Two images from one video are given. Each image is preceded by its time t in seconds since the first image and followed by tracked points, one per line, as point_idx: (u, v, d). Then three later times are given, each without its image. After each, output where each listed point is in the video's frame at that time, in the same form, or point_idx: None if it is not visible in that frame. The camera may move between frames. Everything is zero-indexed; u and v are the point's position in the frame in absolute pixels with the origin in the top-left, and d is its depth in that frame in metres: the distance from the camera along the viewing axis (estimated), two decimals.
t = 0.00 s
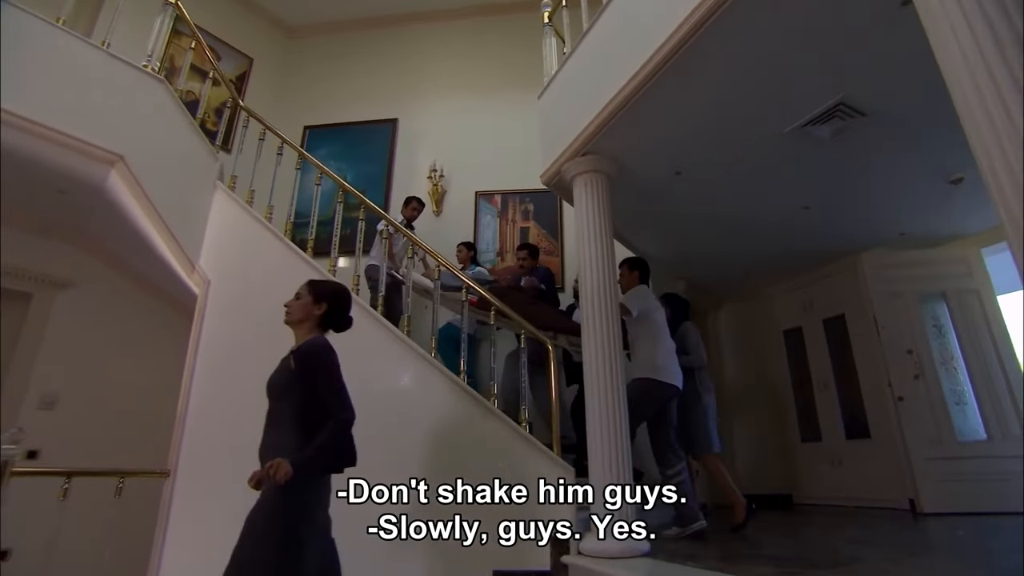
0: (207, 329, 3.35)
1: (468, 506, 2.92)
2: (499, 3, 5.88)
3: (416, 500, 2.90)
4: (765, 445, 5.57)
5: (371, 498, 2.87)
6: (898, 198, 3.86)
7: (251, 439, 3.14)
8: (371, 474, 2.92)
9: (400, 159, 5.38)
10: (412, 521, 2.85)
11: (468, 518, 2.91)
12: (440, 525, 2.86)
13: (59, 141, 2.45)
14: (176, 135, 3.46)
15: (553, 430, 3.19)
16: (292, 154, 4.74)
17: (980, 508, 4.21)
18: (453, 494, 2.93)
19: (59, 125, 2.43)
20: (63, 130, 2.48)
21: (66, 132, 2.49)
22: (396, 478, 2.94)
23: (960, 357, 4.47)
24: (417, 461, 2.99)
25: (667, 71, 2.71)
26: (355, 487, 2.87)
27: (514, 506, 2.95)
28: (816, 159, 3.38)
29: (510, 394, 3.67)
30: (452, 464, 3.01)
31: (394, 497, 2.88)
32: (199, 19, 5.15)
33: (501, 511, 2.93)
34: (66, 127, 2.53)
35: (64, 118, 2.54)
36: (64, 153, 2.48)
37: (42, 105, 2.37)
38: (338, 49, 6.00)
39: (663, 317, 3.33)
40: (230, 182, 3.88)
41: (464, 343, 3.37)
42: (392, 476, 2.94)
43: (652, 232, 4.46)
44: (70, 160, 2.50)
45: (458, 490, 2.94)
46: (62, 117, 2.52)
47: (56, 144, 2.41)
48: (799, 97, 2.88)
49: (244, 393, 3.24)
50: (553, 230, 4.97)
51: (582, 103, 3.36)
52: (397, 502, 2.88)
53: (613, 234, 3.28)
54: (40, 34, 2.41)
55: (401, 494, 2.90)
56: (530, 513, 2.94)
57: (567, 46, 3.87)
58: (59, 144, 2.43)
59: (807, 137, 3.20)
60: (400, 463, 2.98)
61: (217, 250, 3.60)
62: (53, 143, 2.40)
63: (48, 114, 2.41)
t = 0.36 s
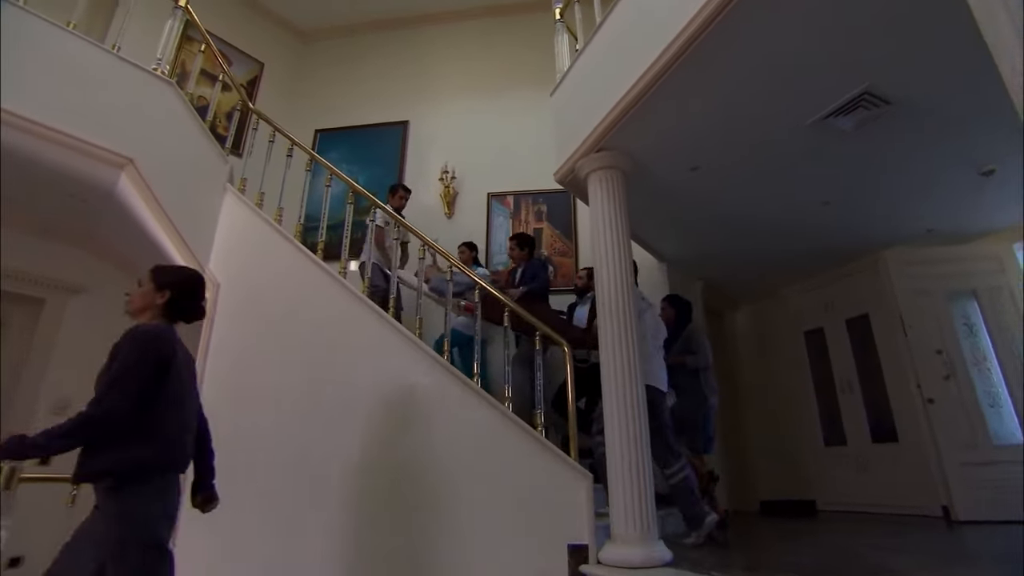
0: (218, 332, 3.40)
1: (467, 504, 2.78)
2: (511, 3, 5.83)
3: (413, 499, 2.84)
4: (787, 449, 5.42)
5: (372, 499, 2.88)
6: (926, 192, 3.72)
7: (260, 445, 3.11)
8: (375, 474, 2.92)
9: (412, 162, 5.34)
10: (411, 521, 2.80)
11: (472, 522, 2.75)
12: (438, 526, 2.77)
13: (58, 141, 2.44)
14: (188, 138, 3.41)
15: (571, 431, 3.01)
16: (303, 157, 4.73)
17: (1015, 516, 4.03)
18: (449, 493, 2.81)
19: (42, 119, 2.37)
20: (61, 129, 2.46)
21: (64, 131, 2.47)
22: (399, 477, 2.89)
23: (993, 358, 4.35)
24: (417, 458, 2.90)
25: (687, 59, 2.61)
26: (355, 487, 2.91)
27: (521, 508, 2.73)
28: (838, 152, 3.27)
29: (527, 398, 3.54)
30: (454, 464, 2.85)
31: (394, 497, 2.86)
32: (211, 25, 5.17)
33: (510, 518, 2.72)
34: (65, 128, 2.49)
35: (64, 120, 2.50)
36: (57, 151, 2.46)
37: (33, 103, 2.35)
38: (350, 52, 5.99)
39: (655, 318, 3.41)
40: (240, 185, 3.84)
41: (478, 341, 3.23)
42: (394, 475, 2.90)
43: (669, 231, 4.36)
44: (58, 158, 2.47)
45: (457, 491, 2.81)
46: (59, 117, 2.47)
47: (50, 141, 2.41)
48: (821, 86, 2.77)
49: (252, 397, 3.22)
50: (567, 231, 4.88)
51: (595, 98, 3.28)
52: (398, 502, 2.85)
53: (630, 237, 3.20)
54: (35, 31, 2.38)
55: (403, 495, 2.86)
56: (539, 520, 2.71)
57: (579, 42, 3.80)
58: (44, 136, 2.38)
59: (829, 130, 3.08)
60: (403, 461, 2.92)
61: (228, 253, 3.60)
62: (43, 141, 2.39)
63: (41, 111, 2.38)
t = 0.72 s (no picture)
0: (228, 337, 3.40)
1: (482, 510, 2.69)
2: (523, 3, 5.78)
3: (424, 501, 2.77)
4: (812, 453, 5.27)
5: (381, 501, 2.82)
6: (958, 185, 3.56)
7: (272, 450, 3.08)
8: (386, 476, 2.86)
9: (424, 164, 5.31)
10: (424, 525, 2.73)
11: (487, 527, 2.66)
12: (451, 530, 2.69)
13: (49, 135, 2.56)
14: (200, 141, 3.42)
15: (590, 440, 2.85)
16: (314, 159, 4.71)
17: None
18: (463, 497, 2.73)
19: (39, 117, 2.52)
20: (49, 122, 2.56)
21: (54, 125, 2.58)
22: (411, 480, 2.82)
23: None
24: (431, 461, 2.83)
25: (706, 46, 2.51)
26: (363, 489, 2.86)
27: (537, 514, 2.64)
28: (864, 142, 3.14)
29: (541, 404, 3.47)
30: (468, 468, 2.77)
31: (405, 500, 2.80)
32: (224, 32, 5.21)
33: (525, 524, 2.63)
34: (60, 125, 2.61)
35: (59, 116, 2.61)
36: (53, 147, 2.60)
37: (29, 100, 2.48)
38: (363, 56, 5.99)
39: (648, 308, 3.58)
40: (252, 188, 3.81)
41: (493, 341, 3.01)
42: (406, 477, 2.84)
43: (687, 229, 4.25)
44: (44, 151, 2.58)
45: (471, 496, 2.73)
46: (53, 112, 2.59)
47: (43, 137, 2.55)
48: (849, 72, 2.65)
49: (263, 403, 3.19)
50: (582, 231, 4.79)
51: (610, 92, 3.20)
52: (409, 503, 2.78)
53: (649, 236, 3.11)
54: (25, 27, 2.50)
55: (414, 496, 2.79)
56: (557, 527, 2.60)
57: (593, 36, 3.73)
58: (36, 133, 2.52)
59: (855, 119, 2.96)
60: (415, 464, 2.85)
61: (239, 256, 3.56)
62: (24, 132, 2.48)
63: (35, 108, 2.51)
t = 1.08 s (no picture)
0: (237, 340, 3.36)
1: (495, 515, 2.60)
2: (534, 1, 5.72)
3: (435, 506, 2.70)
4: (836, 456, 5.12)
5: (391, 506, 2.75)
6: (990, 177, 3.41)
7: (281, 456, 3.01)
8: (396, 480, 2.79)
9: (436, 165, 5.27)
10: (436, 532, 2.65)
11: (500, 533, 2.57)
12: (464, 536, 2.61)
13: (51, 136, 2.54)
14: (210, 144, 3.40)
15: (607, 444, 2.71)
16: (323, 160, 4.69)
17: None
18: (475, 502, 2.65)
19: (39, 116, 2.50)
20: (52, 122, 2.55)
21: (56, 125, 2.56)
22: (422, 484, 2.75)
23: None
24: (442, 465, 2.76)
25: (725, 32, 2.42)
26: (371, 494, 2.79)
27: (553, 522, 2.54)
28: (889, 132, 3.02)
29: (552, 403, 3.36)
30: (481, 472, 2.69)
31: (416, 504, 2.72)
32: (235, 36, 5.23)
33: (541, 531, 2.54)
34: (64, 125, 2.60)
35: (63, 116, 2.60)
36: (56, 148, 2.58)
37: (26, 99, 2.47)
38: (373, 58, 5.97)
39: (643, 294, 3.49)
40: (261, 189, 3.77)
41: (508, 342, 2.93)
42: (417, 481, 2.77)
43: (704, 227, 4.15)
44: (49, 151, 2.57)
45: (484, 501, 2.64)
46: (55, 112, 2.57)
47: (45, 137, 2.53)
48: (872, 58, 2.54)
49: (273, 407, 3.13)
50: (596, 230, 4.70)
51: (623, 85, 3.12)
52: (420, 508, 2.71)
53: (666, 233, 3.02)
54: (23, 26, 2.49)
55: (425, 501, 2.72)
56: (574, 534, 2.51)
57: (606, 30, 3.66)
58: (39, 133, 2.50)
59: (879, 108, 2.84)
60: (426, 467, 2.78)
61: (248, 258, 3.53)
62: (25, 132, 2.47)
63: (35, 106, 2.50)
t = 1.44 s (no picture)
0: (244, 343, 3.32)
1: (508, 519, 2.53)
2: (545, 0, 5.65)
3: (446, 511, 2.63)
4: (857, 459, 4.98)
5: (401, 509, 2.70)
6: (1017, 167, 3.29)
7: (290, 460, 2.97)
8: (406, 484, 2.74)
9: (445, 165, 5.22)
10: (446, 536, 2.59)
11: (512, 539, 2.50)
12: (476, 539, 2.54)
13: (53, 137, 2.51)
14: (217, 144, 3.37)
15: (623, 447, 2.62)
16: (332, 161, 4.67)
17: None
18: (486, 506, 2.58)
19: (39, 115, 2.47)
20: (54, 122, 2.52)
21: (59, 126, 2.54)
22: (434, 487, 2.69)
23: None
24: (454, 468, 2.69)
25: (745, 14, 2.32)
26: (379, 497, 2.75)
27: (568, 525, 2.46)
28: (911, 122, 2.91)
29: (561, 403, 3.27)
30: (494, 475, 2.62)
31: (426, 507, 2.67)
32: (243, 40, 5.24)
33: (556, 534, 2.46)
34: (68, 125, 2.57)
35: (66, 117, 2.57)
36: (59, 149, 2.55)
37: (28, 99, 2.44)
38: (382, 60, 5.97)
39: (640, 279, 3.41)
40: (269, 190, 3.75)
41: (519, 342, 2.81)
42: (428, 484, 2.70)
43: (719, 224, 4.05)
44: (51, 153, 2.53)
45: (496, 505, 2.57)
46: (58, 112, 2.55)
47: (48, 138, 2.50)
48: (895, 44, 2.44)
49: (282, 409, 3.09)
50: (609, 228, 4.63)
51: (635, 78, 3.05)
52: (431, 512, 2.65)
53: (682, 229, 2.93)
54: (25, 26, 2.48)
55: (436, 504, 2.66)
56: (589, 538, 2.42)
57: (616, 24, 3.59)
58: (41, 134, 2.48)
59: (903, 96, 2.73)
60: (437, 470, 2.71)
61: (256, 260, 3.50)
62: (28, 133, 2.44)
63: (37, 107, 2.47)
